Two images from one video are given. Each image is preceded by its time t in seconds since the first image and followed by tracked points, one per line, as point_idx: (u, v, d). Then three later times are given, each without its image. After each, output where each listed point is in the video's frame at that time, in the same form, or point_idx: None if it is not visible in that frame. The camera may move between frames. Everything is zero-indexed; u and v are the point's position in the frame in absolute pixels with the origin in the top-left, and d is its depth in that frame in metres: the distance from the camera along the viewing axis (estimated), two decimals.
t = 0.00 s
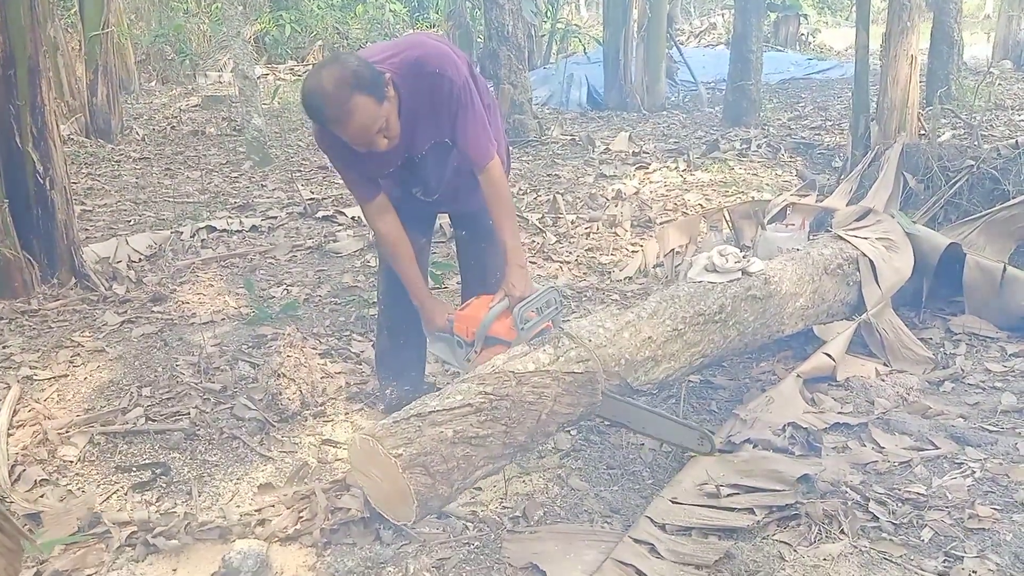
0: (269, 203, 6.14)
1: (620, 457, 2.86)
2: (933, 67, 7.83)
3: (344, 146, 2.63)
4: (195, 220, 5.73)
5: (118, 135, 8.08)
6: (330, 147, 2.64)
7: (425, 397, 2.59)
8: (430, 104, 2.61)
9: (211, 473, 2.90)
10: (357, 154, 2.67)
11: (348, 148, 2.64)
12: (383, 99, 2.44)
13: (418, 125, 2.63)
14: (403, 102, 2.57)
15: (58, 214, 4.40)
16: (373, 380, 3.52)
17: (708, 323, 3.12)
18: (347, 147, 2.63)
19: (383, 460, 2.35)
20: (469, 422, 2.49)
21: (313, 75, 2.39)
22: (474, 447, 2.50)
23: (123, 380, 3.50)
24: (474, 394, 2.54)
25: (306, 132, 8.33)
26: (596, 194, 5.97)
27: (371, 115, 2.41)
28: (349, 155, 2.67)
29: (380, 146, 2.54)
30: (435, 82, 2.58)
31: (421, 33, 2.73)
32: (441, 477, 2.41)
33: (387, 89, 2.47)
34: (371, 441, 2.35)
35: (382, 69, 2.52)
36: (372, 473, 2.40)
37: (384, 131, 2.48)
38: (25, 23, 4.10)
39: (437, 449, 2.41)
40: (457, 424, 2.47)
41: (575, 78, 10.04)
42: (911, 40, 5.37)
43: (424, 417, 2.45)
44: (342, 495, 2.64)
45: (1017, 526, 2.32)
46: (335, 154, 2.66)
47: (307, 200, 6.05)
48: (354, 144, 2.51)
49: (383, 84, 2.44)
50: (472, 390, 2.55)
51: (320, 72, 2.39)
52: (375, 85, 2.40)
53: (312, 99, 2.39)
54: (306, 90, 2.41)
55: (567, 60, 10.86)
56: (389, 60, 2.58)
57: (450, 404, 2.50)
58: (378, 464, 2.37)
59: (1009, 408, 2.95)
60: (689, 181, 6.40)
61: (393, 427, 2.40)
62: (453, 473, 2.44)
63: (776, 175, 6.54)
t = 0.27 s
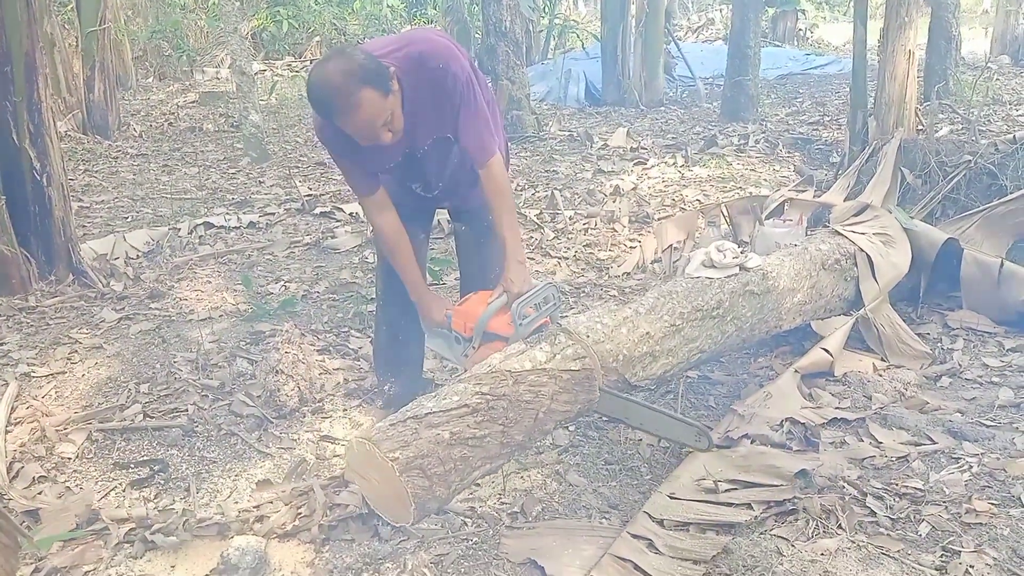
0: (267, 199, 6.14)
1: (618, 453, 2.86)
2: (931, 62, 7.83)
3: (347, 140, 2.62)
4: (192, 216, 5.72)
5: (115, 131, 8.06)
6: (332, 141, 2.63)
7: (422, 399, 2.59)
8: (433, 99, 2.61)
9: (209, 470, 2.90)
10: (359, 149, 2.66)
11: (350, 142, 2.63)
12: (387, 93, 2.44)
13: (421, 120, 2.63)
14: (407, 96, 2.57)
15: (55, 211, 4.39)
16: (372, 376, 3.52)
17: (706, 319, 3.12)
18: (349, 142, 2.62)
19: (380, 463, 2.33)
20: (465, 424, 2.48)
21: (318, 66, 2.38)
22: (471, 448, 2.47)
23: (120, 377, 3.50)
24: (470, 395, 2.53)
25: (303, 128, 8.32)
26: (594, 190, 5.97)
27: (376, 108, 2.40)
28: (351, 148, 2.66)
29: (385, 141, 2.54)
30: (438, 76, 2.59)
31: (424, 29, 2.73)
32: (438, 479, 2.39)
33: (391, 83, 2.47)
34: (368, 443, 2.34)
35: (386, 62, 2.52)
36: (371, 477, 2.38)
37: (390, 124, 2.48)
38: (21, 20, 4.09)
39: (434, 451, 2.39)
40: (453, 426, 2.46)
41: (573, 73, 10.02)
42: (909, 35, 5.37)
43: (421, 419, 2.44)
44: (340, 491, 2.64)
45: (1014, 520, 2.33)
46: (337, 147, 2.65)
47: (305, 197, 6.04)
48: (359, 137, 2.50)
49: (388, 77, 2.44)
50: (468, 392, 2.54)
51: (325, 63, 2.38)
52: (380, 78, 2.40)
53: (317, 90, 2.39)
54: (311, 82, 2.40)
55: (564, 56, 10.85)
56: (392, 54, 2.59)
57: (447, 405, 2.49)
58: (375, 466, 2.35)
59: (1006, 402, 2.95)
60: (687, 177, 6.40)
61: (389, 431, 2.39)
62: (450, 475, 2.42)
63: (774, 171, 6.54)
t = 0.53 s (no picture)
0: (264, 197, 6.13)
1: (617, 451, 2.86)
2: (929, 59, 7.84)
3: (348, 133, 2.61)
4: (190, 215, 5.71)
5: (112, 130, 8.05)
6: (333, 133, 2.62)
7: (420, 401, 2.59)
8: (433, 92, 2.63)
9: (207, 468, 2.90)
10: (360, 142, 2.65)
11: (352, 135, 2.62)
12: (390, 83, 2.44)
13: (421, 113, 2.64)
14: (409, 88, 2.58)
15: (52, 210, 4.38)
16: (370, 374, 3.53)
17: (704, 316, 3.11)
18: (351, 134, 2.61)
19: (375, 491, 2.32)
20: (459, 442, 2.46)
21: (322, 55, 2.37)
22: (467, 466, 2.46)
23: (118, 376, 3.50)
24: (463, 411, 2.51)
25: (301, 126, 8.31)
26: (592, 188, 5.96)
27: (380, 98, 2.40)
28: (352, 142, 2.65)
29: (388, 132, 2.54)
30: (439, 70, 2.61)
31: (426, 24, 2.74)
32: (434, 502, 2.38)
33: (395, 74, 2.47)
34: (363, 474, 2.32)
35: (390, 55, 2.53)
36: (368, 504, 2.37)
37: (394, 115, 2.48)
38: (18, 18, 4.08)
39: (429, 474, 2.37)
40: (446, 446, 2.43)
41: (571, 71, 10.02)
42: (906, 32, 5.37)
43: (414, 442, 2.41)
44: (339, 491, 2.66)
45: (1012, 517, 2.32)
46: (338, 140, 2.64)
47: (303, 195, 6.03)
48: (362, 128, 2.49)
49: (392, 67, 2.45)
50: (461, 408, 2.51)
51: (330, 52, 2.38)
52: (384, 68, 2.40)
53: (321, 79, 2.38)
54: (315, 72, 2.39)
55: (562, 53, 10.84)
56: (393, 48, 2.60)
57: (439, 423, 2.47)
58: (372, 496, 2.34)
59: (1003, 399, 2.96)
60: (685, 174, 6.40)
61: (383, 455, 2.38)
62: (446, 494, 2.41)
63: (772, 168, 6.54)
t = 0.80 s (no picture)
0: (262, 197, 6.13)
1: (615, 451, 2.86)
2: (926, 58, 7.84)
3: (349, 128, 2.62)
4: (187, 215, 5.70)
5: (110, 130, 8.03)
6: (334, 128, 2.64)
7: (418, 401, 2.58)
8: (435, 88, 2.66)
9: (205, 470, 2.89)
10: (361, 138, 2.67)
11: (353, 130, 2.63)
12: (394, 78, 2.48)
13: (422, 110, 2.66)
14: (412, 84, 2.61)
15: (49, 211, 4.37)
16: (367, 375, 3.52)
17: (703, 315, 3.10)
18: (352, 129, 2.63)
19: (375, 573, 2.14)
20: (450, 497, 2.29)
21: (328, 48, 2.41)
22: (464, 519, 2.29)
23: (115, 377, 3.49)
24: (451, 463, 2.34)
25: (299, 126, 8.31)
26: (590, 188, 5.96)
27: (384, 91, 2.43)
28: (353, 137, 2.67)
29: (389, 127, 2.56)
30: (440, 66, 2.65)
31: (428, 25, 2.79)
32: (441, 565, 2.21)
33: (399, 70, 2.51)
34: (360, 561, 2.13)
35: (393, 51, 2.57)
36: None
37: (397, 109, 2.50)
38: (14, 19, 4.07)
39: (428, 538, 2.21)
40: (439, 504, 2.26)
41: (569, 71, 10.02)
42: (904, 31, 5.37)
43: (405, 510, 2.23)
44: (337, 492, 2.65)
45: (1010, 517, 2.32)
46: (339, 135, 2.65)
47: (300, 195, 6.03)
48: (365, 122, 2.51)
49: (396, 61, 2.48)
50: (448, 460, 2.34)
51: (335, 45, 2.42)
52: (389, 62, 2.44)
53: (326, 72, 2.41)
54: (320, 64, 2.42)
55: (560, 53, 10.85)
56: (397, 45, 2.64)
57: (426, 483, 2.30)
58: None
59: (1001, 399, 2.95)
60: (683, 174, 6.40)
61: (377, 532, 2.20)
62: (452, 551, 2.25)
63: (770, 168, 6.54)
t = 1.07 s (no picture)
0: (260, 198, 6.13)
1: (614, 451, 2.86)
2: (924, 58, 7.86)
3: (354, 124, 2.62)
4: (185, 216, 5.70)
5: (107, 131, 8.03)
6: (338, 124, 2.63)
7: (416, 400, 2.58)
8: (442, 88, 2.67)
9: (204, 470, 2.90)
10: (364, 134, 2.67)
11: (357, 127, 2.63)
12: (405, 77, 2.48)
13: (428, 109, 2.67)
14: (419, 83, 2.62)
15: (47, 212, 4.37)
16: (366, 375, 3.52)
17: (700, 315, 3.11)
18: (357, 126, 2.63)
19: None
20: (450, 498, 2.29)
21: (339, 44, 2.41)
22: (465, 521, 2.29)
23: (114, 377, 3.49)
24: (451, 464, 2.33)
25: (297, 127, 8.31)
26: (588, 188, 5.97)
27: (394, 89, 2.43)
28: (357, 134, 2.67)
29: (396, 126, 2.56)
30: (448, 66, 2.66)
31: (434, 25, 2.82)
32: (439, 565, 2.21)
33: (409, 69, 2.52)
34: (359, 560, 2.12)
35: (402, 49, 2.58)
36: None
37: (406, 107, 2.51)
38: (13, 19, 4.08)
39: (427, 540, 2.21)
40: (439, 506, 2.26)
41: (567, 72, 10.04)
42: (901, 31, 5.39)
43: (406, 511, 2.24)
44: (336, 492, 2.65)
45: (1008, 515, 2.32)
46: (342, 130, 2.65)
47: (299, 196, 6.03)
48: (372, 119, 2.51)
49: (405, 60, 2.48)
50: (449, 461, 2.33)
51: (346, 41, 2.42)
52: (400, 60, 2.45)
53: (336, 67, 2.41)
54: (330, 58, 2.42)
55: (558, 53, 10.86)
56: (405, 44, 2.65)
57: (427, 483, 2.29)
58: None
59: (999, 398, 2.96)
60: (681, 174, 6.41)
61: (377, 531, 2.21)
62: (451, 553, 2.25)
63: (768, 168, 6.56)
